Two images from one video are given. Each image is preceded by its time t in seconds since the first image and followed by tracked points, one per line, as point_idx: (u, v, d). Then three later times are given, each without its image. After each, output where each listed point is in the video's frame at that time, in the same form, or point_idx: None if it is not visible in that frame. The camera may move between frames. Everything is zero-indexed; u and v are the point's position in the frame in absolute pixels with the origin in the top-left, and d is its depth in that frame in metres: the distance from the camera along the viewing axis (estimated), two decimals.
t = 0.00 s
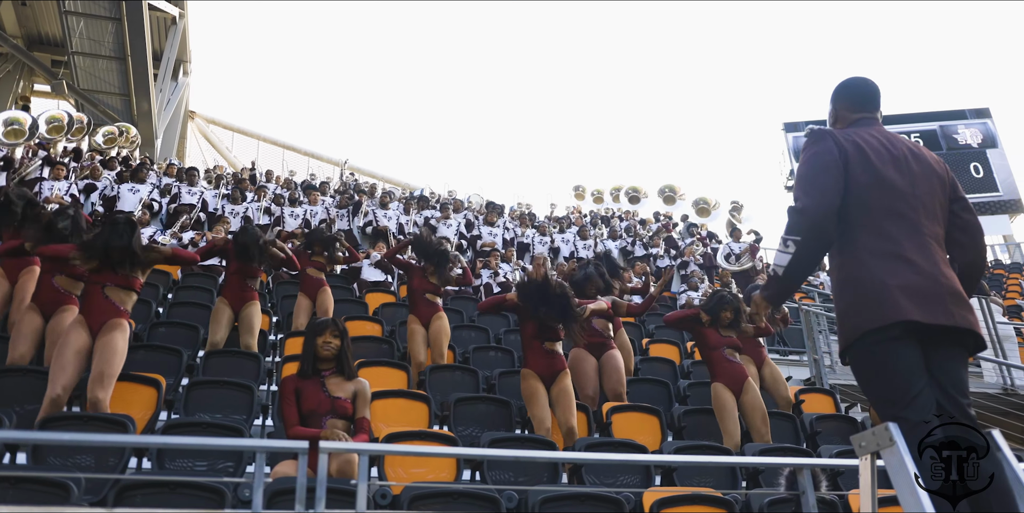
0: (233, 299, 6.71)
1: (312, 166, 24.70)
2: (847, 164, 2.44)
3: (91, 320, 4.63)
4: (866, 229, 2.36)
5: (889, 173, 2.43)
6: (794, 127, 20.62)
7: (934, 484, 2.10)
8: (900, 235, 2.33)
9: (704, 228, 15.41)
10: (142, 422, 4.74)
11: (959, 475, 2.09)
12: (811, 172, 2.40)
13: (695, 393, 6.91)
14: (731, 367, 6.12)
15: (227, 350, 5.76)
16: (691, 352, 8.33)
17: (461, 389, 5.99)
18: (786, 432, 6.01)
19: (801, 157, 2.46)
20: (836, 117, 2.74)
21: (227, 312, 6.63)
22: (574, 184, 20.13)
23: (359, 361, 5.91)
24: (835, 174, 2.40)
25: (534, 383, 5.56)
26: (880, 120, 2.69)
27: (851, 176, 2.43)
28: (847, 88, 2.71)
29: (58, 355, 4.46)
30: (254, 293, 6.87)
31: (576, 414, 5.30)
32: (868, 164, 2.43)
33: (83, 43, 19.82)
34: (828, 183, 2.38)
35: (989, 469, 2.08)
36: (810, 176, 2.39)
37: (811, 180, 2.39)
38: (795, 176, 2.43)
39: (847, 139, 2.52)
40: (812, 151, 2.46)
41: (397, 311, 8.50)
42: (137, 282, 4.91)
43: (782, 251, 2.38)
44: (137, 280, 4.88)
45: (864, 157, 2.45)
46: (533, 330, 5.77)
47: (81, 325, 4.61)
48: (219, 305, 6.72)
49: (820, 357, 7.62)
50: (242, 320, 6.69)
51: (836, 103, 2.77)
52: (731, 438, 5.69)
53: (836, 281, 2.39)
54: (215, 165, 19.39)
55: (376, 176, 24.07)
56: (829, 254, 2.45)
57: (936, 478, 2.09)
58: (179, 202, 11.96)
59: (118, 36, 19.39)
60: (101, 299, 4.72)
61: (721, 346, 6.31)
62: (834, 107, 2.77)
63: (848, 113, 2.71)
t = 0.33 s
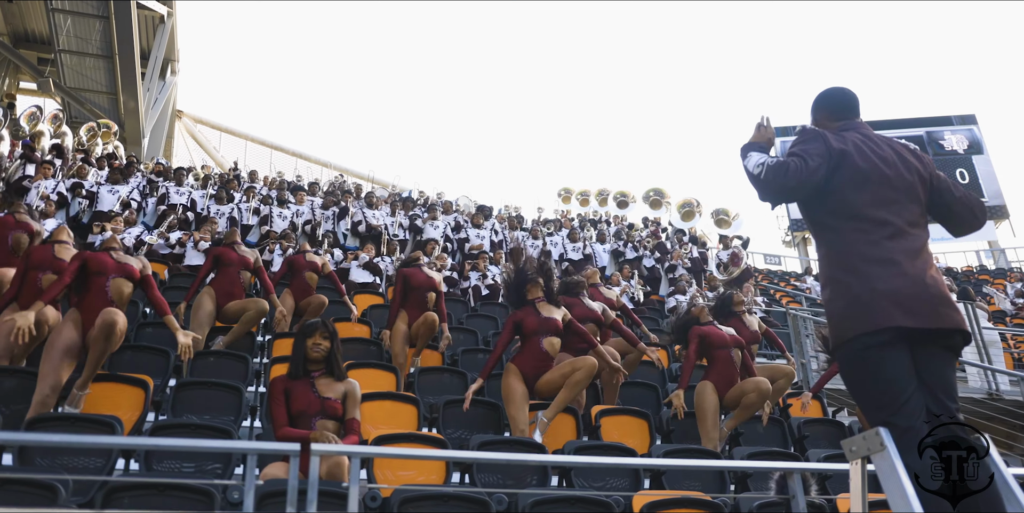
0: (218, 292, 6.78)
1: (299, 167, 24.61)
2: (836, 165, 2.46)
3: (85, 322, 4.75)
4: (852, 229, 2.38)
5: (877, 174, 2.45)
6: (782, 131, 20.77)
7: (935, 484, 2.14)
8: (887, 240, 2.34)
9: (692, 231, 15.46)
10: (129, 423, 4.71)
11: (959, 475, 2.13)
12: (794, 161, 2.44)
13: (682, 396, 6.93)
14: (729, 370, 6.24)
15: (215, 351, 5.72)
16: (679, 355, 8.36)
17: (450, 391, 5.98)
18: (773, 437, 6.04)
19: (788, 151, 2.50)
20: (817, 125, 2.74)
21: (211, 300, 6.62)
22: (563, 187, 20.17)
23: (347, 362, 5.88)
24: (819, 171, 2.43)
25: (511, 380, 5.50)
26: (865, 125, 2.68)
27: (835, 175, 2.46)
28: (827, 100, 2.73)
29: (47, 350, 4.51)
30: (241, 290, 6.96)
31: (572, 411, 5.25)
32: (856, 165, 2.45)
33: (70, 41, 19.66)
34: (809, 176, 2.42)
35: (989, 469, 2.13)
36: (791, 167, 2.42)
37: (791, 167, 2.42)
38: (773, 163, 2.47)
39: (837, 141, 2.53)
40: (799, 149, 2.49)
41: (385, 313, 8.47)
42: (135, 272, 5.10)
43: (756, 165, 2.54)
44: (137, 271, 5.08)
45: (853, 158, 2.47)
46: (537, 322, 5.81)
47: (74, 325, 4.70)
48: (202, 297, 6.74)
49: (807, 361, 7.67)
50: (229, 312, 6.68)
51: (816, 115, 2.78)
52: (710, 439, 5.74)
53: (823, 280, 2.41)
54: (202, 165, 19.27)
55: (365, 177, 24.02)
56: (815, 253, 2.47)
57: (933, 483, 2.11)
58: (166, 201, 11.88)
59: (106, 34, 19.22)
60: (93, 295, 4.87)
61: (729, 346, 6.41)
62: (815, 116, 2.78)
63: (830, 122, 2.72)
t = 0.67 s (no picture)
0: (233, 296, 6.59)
1: (288, 168, 24.53)
2: (824, 165, 2.47)
3: (109, 333, 4.60)
4: (840, 230, 2.40)
5: (871, 174, 2.45)
6: (771, 134, 20.93)
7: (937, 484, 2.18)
8: (881, 240, 2.37)
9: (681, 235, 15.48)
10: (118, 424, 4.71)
11: (959, 475, 2.15)
12: (777, 162, 2.48)
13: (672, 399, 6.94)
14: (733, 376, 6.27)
15: (204, 353, 5.69)
16: (669, 359, 8.39)
17: (439, 393, 5.98)
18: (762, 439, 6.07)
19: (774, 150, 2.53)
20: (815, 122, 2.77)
21: (226, 307, 6.51)
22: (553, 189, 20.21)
23: (337, 364, 5.87)
24: (801, 172, 2.47)
25: (538, 385, 5.44)
26: (864, 120, 2.71)
27: (825, 174, 2.47)
28: (826, 96, 2.76)
29: (68, 363, 4.41)
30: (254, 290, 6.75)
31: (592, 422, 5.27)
32: (847, 165, 2.46)
33: (58, 40, 19.55)
34: (789, 177, 2.47)
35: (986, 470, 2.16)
36: (773, 168, 2.47)
37: (771, 168, 2.47)
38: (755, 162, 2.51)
39: (832, 140, 2.55)
40: (787, 150, 2.52)
41: (375, 314, 8.45)
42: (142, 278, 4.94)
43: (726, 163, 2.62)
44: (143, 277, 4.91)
45: (844, 158, 2.48)
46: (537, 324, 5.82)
47: (98, 338, 4.56)
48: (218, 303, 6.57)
49: (795, 365, 7.71)
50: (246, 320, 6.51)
51: (816, 110, 2.80)
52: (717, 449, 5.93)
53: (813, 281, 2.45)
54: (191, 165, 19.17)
55: (355, 178, 23.96)
56: (806, 252, 2.50)
57: (925, 488, 2.12)
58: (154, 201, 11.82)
59: (94, 33, 19.10)
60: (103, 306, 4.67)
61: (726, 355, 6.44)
62: (815, 112, 2.80)
63: (830, 118, 2.74)
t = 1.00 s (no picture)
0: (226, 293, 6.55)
1: (278, 169, 24.45)
2: (814, 174, 2.50)
3: (99, 323, 4.56)
4: (829, 235, 2.42)
5: (859, 183, 2.48)
6: (760, 139, 21.07)
7: (935, 484, 2.19)
8: (868, 246, 2.39)
9: (670, 239, 15.53)
10: (104, 423, 4.69)
11: (959, 476, 2.18)
12: (771, 168, 2.50)
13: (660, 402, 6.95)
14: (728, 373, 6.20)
15: (191, 353, 5.66)
16: (657, 361, 8.42)
17: (427, 395, 5.97)
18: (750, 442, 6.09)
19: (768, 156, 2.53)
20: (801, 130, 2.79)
21: (217, 302, 6.46)
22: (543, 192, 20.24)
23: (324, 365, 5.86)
24: (794, 180, 2.49)
25: (546, 381, 5.41)
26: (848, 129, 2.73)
27: (814, 183, 2.49)
28: (810, 106, 2.79)
29: (55, 354, 4.41)
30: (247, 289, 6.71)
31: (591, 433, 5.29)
32: (837, 174, 2.49)
33: (46, 37, 19.41)
34: (781, 183, 2.48)
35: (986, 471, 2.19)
36: (766, 174, 2.48)
37: (764, 174, 2.48)
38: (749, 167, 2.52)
39: (821, 148, 2.57)
40: (779, 155, 2.53)
41: (363, 315, 8.43)
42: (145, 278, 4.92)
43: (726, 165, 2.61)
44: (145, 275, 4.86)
45: (833, 167, 2.50)
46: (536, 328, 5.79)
47: (85, 324, 4.53)
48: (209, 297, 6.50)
49: (782, 368, 7.75)
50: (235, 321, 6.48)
51: (801, 119, 2.82)
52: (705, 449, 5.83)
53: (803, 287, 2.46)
54: (180, 165, 19.07)
55: (344, 180, 23.90)
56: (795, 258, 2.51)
57: (914, 489, 2.13)
58: (142, 200, 11.75)
59: (82, 31, 18.96)
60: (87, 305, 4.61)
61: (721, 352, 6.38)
62: (799, 122, 2.82)
63: (813, 127, 2.76)
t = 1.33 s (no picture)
0: (197, 295, 6.56)
1: (268, 169, 24.40)
2: (808, 175, 2.51)
3: (71, 323, 4.58)
4: (823, 237, 2.44)
5: (852, 181, 2.51)
6: (750, 143, 21.18)
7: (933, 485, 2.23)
8: (861, 249, 2.40)
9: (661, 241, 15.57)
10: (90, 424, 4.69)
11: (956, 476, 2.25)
12: (763, 173, 2.49)
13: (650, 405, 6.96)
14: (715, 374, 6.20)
15: (179, 353, 5.63)
16: (647, 364, 8.44)
17: (417, 396, 5.96)
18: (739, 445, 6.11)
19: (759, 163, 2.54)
20: (799, 130, 2.81)
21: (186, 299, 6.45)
22: (534, 195, 20.26)
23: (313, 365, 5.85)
24: (788, 183, 2.49)
25: (507, 378, 5.42)
26: (845, 130, 2.76)
27: (807, 188, 2.51)
28: (808, 104, 2.80)
29: (29, 344, 4.43)
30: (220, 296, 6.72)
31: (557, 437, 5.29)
32: (829, 173, 2.51)
33: (36, 36, 19.31)
34: (773, 188, 2.48)
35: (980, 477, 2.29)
36: (758, 179, 2.48)
37: (755, 180, 2.48)
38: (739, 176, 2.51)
39: (813, 150, 2.59)
40: (770, 160, 2.55)
41: (353, 316, 8.42)
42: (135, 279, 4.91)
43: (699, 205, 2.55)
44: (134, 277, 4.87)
45: (826, 167, 2.52)
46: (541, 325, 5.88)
47: (56, 322, 4.52)
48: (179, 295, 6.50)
49: (772, 371, 7.79)
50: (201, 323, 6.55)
51: (799, 118, 2.84)
52: (684, 449, 5.83)
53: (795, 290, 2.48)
54: (169, 165, 18.98)
55: (335, 181, 23.86)
56: (789, 261, 2.53)
57: (904, 493, 2.14)
58: (132, 200, 11.70)
59: (73, 30, 18.83)
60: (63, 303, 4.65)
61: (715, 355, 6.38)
62: (797, 121, 2.84)
63: (811, 127, 2.78)
